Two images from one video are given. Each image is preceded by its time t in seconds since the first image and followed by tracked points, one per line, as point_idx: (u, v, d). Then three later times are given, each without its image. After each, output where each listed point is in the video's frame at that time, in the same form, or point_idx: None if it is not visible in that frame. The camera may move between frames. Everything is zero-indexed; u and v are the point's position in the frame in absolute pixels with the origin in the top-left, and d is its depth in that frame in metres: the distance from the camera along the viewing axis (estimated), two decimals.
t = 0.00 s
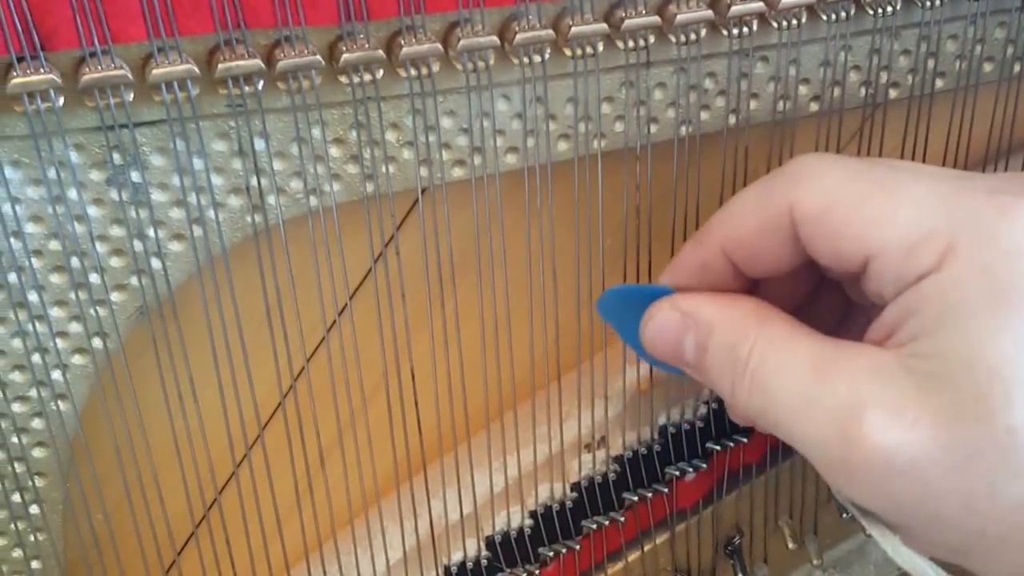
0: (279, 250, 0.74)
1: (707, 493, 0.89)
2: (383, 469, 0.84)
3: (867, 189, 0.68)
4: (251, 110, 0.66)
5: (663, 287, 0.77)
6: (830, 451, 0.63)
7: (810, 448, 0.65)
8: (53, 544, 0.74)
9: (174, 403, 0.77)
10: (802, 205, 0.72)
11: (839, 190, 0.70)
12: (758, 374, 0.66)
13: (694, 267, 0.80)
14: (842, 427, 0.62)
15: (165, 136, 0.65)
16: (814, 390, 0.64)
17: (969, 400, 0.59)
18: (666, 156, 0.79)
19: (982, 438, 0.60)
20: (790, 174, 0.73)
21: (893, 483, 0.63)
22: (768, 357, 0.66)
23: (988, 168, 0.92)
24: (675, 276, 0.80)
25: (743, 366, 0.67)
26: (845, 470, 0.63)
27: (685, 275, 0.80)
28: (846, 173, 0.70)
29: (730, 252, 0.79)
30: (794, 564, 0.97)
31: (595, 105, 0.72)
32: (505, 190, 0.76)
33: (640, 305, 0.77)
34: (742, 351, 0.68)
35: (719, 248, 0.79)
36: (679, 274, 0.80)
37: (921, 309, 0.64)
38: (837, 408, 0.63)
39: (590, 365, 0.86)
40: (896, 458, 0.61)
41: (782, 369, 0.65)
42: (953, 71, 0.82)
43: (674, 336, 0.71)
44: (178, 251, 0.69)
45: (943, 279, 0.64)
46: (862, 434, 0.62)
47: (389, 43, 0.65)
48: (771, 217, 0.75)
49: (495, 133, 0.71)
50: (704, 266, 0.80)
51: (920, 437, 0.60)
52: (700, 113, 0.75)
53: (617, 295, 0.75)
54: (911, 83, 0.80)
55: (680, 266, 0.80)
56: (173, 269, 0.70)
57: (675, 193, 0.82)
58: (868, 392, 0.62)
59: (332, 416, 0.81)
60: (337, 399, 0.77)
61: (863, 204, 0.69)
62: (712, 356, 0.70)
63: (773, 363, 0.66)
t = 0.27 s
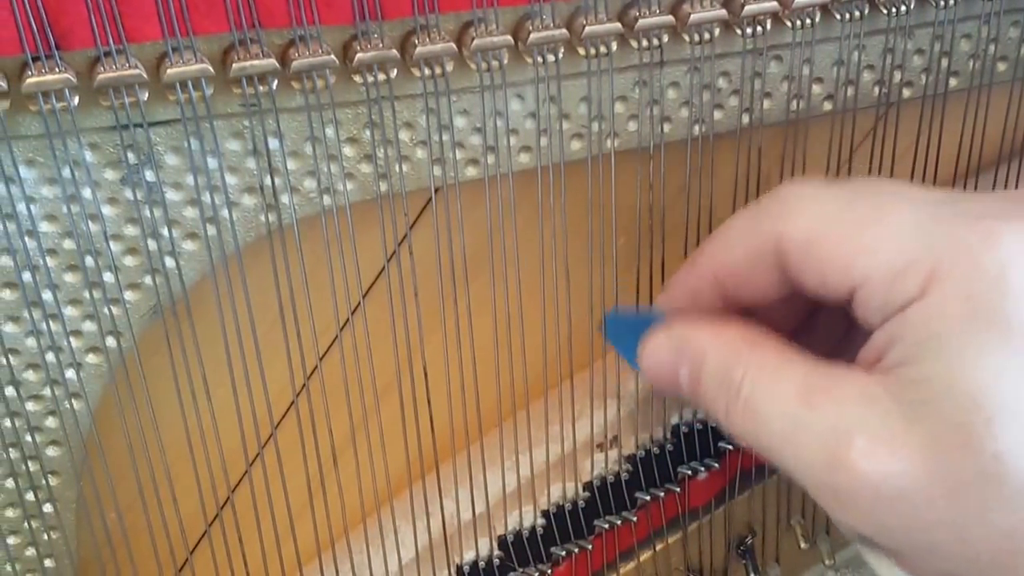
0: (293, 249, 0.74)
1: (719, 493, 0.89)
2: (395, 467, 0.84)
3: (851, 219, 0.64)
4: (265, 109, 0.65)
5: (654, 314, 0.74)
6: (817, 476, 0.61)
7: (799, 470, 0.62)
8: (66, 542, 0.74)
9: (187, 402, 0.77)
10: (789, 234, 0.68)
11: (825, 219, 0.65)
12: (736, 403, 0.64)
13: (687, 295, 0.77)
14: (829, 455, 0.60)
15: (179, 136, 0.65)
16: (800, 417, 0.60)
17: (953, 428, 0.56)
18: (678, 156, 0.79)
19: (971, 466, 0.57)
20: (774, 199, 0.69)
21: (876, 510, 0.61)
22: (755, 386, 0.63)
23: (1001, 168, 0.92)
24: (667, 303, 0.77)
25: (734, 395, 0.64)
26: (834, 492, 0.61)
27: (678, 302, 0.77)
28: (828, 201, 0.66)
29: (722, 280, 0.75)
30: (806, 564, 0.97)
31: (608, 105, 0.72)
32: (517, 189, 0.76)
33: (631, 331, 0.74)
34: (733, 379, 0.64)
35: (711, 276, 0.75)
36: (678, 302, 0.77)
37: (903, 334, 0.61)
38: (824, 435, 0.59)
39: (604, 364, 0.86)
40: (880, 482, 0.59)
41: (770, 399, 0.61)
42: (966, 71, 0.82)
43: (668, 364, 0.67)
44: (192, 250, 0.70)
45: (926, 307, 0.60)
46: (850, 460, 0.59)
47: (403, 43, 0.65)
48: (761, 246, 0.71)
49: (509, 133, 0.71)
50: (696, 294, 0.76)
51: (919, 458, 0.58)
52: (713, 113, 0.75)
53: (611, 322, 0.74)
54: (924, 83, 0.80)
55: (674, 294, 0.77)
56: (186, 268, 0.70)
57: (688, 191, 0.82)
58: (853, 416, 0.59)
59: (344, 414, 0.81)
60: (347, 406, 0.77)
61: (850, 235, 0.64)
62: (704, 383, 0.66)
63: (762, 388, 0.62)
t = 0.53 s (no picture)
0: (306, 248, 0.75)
1: (732, 493, 0.89)
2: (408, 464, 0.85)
3: (886, 205, 0.67)
4: (279, 108, 0.65)
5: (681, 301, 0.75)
6: (844, 465, 0.62)
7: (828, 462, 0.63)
8: (79, 540, 0.75)
9: (201, 399, 0.77)
10: (816, 225, 0.70)
11: (858, 207, 0.68)
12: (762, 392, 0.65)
13: (710, 284, 0.78)
14: (860, 445, 0.61)
15: (193, 134, 0.65)
16: (828, 407, 0.62)
17: (978, 415, 0.59)
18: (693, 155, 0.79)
19: (994, 451, 0.59)
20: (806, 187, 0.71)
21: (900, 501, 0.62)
22: (782, 375, 0.64)
23: (1014, 167, 0.92)
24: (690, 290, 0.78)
25: (758, 384, 0.66)
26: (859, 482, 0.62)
27: (701, 290, 0.78)
28: (866, 189, 0.68)
29: (746, 270, 0.77)
30: (819, 565, 0.96)
31: (622, 103, 0.72)
32: (530, 187, 0.77)
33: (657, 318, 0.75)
34: (756, 367, 0.66)
35: (736, 266, 0.77)
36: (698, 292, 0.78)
37: (932, 327, 0.64)
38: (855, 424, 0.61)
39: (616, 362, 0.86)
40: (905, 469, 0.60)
41: (801, 392, 0.63)
42: (980, 69, 0.81)
43: (691, 351, 0.70)
44: (206, 248, 0.70)
45: (961, 297, 0.63)
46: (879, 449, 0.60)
47: (417, 41, 0.65)
48: (788, 236, 0.73)
49: (522, 131, 0.71)
50: (720, 282, 0.78)
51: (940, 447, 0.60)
52: (726, 111, 0.75)
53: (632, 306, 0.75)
54: (938, 81, 0.80)
55: (695, 282, 0.78)
56: (200, 266, 0.70)
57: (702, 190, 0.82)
58: (883, 406, 0.61)
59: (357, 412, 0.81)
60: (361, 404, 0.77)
61: (879, 226, 0.67)
62: (727, 371, 0.68)
63: (790, 380, 0.64)
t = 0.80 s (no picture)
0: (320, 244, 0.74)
1: (745, 492, 0.89)
2: (420, 462, 0.85)
3: (869, 222, 0.64)
4: (294, 105, 0.65)
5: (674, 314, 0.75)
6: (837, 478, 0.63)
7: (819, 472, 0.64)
8: (93, 538, 0.75)
9: (214, 397, 0.77)
10: (804, 240, 0.68)
11: (844, 222, 0.65)
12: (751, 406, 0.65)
13: (699, 296, 0.77)
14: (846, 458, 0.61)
15: (208, 132, 0.65)
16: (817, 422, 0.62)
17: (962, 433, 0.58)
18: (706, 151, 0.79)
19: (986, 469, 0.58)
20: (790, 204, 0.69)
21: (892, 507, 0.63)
22: (769, 392, 0.64)
23: None
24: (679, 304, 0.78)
25: (748, 398, 0.65)
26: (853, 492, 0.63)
27: (693, 301, 0.77)
28: (848, 205, 0.66)
29: (737, 285, 0.76)
30: (830, 565, 0.96)
31: (635, 101, 0.72)
32: (543, 185, 0.76)
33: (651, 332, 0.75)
34: (745, 382, 0.66)
35: (726, 281, 0.76)
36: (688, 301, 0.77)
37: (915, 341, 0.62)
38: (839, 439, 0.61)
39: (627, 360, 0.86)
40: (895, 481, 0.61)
41: (785, 399, 0.63)
42: (996, 66, 0.81)
43: (683, 368, 0.69)
44: (220, 246, 0.70)
45: (941, 314, 0.61)
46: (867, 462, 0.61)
47: (431, 39, 0.65)
48: (776, 252, 0.71)
49: (535, 129, 0.71)
50: (711, 295, 0.77)
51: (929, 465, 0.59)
52: (740, 108, 0.75)
53: (635, 317, 0.75)
54: (953, 79, 0.80)
55: (689, 291, 0.77)
56: (214, 264, 0.70)
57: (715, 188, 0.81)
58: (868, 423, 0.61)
59: (369, 409, 0.82)
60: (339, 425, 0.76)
61: (868, 242, 0.64)
62: (719, 385, 0.67)
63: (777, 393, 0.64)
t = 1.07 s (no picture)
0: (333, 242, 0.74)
1: (757, 491, 0.88)
2: (432, 459, 0.85)
3: (887, 234, 0.63)
4: (308, 102, 0.65)
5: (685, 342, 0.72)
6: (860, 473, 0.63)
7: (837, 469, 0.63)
8: (107, 535, 0.75)
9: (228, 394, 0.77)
10: (828, 252, 0.66)
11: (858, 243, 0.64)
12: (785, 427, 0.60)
13: (718, 316, 0.76)
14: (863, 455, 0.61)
15: (223, 129, 0.65)
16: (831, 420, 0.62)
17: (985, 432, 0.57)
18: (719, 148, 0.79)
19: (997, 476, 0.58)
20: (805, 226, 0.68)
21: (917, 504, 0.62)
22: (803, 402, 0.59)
23: None
24: (698, 325, 0.77)
25: (780, 415, 0.61)
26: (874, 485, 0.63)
27: (710, 322, 0.77)
28: (865, 218, 0.64)
29: (756, 302, 0.74)
30: (843, 565, 0.97)
31: (649, 97, 0.72)
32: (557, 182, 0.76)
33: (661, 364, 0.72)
34: (777, 401, 0.60)
35: (743, 294, 0.74)
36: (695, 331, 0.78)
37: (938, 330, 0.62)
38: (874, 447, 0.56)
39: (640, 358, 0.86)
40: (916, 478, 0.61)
41: (821, 414, 0.58)
42: (1011, 62, 0.81)
43: (704, 387, 0.65)
44: (234, 243, 0.70)
45: (981, 318, 0.59)
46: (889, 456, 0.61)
47: (445, 35, 0.65)
48: (800, 264, 0.70)
49: (549, 125, 0.71)
50: (730, 312, 0.76)
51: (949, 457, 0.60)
52: (754, 105, 0.74)
53: (639, 357, 0.72)
54: (968, 75, 0.79)
55: (702, 319, 0.77)
56: (228, 261, 0.70)
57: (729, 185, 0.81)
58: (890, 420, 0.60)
59: (382, 406, 0.82)
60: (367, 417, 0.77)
61: (896, 244, 0.63)
62: (744, 409, 0.63)
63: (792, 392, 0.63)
